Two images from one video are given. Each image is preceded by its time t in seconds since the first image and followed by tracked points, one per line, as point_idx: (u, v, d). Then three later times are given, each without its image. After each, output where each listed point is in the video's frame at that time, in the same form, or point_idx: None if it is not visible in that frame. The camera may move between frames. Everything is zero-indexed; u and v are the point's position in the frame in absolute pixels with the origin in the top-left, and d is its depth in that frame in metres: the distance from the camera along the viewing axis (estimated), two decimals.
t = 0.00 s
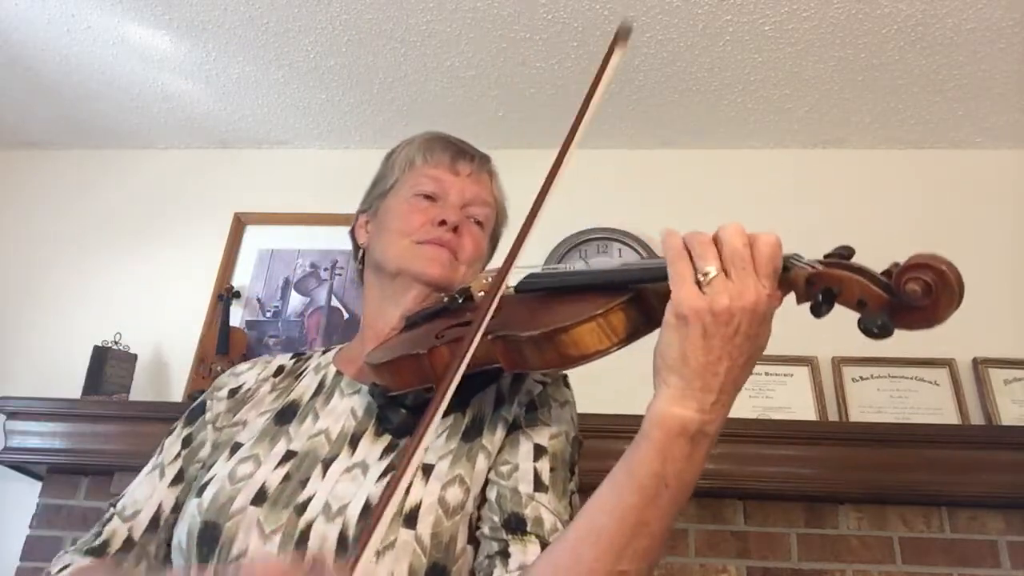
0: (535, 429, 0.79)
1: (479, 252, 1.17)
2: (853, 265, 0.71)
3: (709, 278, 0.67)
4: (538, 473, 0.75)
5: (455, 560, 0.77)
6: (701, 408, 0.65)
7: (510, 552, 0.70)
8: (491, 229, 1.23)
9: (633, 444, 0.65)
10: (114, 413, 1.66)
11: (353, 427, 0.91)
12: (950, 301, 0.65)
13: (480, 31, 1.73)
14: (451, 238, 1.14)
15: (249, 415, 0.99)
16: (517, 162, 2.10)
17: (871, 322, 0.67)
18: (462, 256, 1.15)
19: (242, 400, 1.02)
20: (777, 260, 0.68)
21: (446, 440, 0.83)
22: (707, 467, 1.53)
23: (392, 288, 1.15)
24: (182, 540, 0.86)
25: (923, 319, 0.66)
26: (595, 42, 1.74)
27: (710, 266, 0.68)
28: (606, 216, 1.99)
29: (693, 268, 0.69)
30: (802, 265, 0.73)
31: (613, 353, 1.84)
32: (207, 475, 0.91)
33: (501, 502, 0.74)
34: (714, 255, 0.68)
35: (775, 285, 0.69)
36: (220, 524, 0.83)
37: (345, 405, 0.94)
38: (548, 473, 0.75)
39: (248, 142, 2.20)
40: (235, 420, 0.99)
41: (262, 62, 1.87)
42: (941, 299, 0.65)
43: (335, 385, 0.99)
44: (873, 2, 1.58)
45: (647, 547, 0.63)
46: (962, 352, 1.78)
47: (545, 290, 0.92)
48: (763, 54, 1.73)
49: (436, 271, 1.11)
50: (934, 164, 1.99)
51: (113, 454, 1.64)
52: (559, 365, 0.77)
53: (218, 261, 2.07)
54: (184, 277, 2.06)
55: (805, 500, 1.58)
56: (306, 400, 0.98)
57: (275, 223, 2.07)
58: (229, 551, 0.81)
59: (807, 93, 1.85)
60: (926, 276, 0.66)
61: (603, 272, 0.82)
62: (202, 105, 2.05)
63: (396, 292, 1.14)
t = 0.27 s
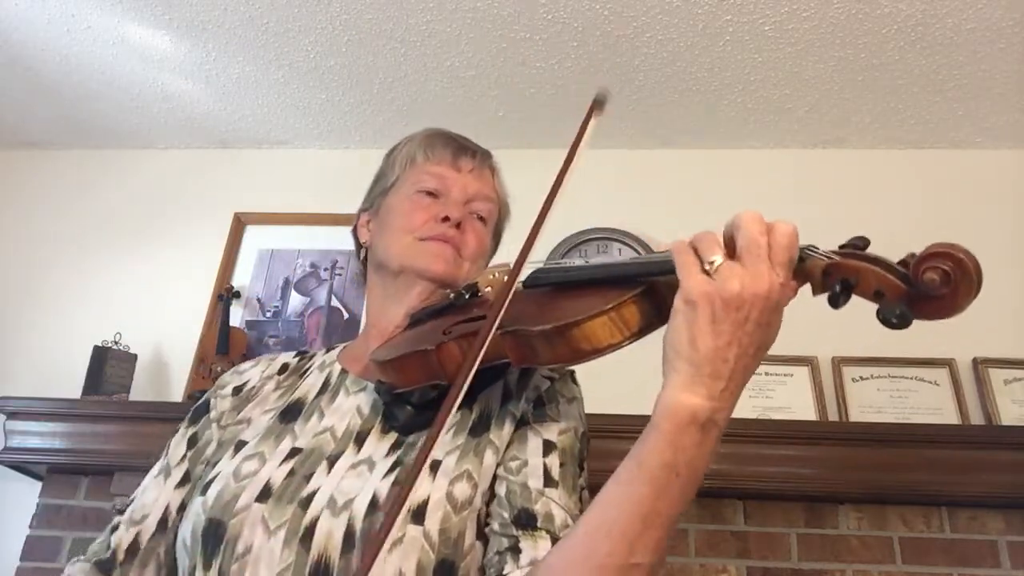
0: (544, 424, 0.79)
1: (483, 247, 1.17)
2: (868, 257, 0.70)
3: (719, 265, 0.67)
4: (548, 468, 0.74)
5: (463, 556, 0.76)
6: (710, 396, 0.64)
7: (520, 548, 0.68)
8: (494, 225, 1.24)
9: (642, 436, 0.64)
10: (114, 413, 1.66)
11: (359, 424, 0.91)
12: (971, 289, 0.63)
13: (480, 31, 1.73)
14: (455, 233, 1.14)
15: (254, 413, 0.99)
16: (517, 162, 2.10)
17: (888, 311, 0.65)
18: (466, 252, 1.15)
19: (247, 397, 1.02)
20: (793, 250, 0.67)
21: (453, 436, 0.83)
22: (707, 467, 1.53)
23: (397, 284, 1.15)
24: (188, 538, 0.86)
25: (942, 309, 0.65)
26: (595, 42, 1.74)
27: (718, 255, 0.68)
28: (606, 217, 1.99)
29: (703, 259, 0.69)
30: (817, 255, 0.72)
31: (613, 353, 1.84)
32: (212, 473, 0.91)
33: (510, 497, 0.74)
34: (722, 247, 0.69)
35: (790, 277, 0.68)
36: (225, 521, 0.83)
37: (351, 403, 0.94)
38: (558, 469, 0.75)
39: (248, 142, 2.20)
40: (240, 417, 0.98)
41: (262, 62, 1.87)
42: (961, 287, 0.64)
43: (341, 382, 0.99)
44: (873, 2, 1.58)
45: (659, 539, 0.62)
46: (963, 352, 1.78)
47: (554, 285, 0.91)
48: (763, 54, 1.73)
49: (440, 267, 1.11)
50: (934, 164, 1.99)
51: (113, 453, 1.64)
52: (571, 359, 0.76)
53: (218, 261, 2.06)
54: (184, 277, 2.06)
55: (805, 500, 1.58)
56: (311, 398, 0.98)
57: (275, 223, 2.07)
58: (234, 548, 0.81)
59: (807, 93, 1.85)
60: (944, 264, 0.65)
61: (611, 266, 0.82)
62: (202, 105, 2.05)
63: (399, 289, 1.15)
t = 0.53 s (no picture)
0: (545, 415, 0.79)
1: (484, 242, 1.16)
2: (864, 226, 0.70)
3: (710, 235, 0.68)
4: (548, 458, 0.74)
5: (467, 552, 0.75)
6: (700, 367, 0.65)
7: (519, 534, 0.69)
8: (496, 220, 1.23)
9: (633, 408, 0.65)
10: (114, 413, 1.66)
11: (360, 421, 0.91)
12: (971, 258, 0.64)
13: (480, 31, 1.73)
14: (456, 227, 1.14)
15: (256, 410, 0.98)
16: (517, 162, 2.10)
17: (889, 283, 0.67)
18: (467, 247, 1.15)
19: (249, 393, 1.02)
20: (784, 221, 0.67)
21: (454, 430, 0.83)
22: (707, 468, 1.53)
23: (399, 279, 1.15)
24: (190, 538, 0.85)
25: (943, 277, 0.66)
26: (595, 42, 1.74)
27: (715, 224, 0.69)
28: (606, 217, 1.99)
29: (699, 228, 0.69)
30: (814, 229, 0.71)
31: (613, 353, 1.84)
32: (214, 471, 0.90)
33: (510, 487, 0.74)
34: (720, 215, 0.69)
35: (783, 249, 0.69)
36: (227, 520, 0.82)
37: (353, 400, 0.94)
38: (558, 457, 0.75)
39: (248, 142, 2.20)
40: (242, 414, 0.98)
41: (262, 62, 1.87)
42: (960, 256, 0.65)
43: (342, 378, 0.99)
44: (873, 2, 1.58)
45: (656, 511, 0.62)
46: (963, 352, 1.78)
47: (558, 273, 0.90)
48: (763, 54, 1.73)
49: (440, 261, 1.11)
50: (934, 164, 1.99)
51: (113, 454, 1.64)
52: (572, 344, 0.77)
53: (218, 261, 2.06)
54: (185, 277, 2.06)
55: (805, 500, 1.58)
56: (313, 395, 0.98)
57: (275, 223, 2.07)
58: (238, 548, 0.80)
59: (807, 93, 1.85)
60: (944, 233, 0.66)
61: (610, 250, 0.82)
62: (202, 105, 2.05)
63: (401, 285, 1.15)
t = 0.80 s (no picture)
0: (547, 417, 0.79)
1: (486, 241, 1.16)
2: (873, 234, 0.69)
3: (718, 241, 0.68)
4: (550, 460, 0.74)
5: (469, 553, 0.75)
6: (705, 373, 0.64)
7: (521, 540, 0.69)
8: (498, 220, 1.23)
9: (637, 415, 0.64)
10: (114, 413, 1.66)
11: (361, 420, 0.92)
12: (981, 266, 0.62)
13: (480, 31, 1.73)
14: (458, 226, 1.13)
15: (256, 408, 0.98)
16: (517, 162, 2.10)
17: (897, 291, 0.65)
18: (469, 246, 1.14)
19: (249, 391, 1.02)
20: (791, 228, 0.66)
21: (457, 431, 0.83)
22: (707, 467, 1.53)
23: (400, 279, 1.15)
24: (189, 537, 0.85)
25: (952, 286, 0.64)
26: (595, 42, 1.74)
27: (723, 229, 0.68)
28: (607, 217, 1.99)
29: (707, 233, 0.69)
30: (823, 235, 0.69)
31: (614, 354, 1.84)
32: (214, 470, 0.90)
33: (512, 489, 0.74)
34: (728, 221, 0.69)
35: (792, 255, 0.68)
36: (227, 520, 0.82)
37: (354, 399, 0.95)
38: (560, 460, 0.74)
39: (248, 142, 2.20)
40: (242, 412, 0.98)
41: (262, 62, 1.87)
42: (969, 263, 0.62)
43: (343, 378, 0.99)
44: (873, 2, 1.58)
45: (659, 519, 0.61)
46: (962, 352, 1.78)
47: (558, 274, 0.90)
48: (763, 54, 1.73)
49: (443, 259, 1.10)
50: (934, 164, 1.99)
51: (113, 453, 1.64)
52: (577, 348, 0.76)
53: (218, 261, 2.06)
54: (185, 277, 2.06)
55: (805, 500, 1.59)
56: (314, 394, 0.98)
57: (275, 223, 2.08)
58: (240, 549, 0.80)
59: (807, 93, 1.85)
60: (955, 241, 0.63)
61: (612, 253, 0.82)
62: (202, 105, 2.05)
63: (402, 284, 1.15)
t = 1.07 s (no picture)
0: (539, 413, 0.79)
1: (474, 235, 1.17)
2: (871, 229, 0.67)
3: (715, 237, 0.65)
4: (545, 457, 0.74)
5: (465, 553, 0.76)
6: (704, 372, 0.63)
7: (519, 538, 0.69)
8: (485, 210, 1.23)
9: (637, 413, 0.63)
10: (115, 413, 1.66)
11: (354, 422, 0.91)
12: (980, 259, 0.60)
13: (480, 31, 1.73)
14: (445, 222, 1.13)
15: (248, 414, 0.98)
16: (517, 162, 2.10)
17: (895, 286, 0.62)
18: (457, 241, 1.15)
19: (240, 398, 1.02)
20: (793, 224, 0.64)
21: (450, 430, 0.82)
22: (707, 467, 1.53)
23: (387, 274, 1.15)
24: (183, 546, 0.85)
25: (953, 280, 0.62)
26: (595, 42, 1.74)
27: (721, 224, 0.65)
28: (606, 217, 1.99)
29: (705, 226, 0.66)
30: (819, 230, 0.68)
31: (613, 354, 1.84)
32: (205, 478, 0.90)
33: (507, 487, 0.74)
34: (727, 213, 0.66)
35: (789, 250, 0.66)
36: (221, 526, 0.82)
37: (346, 401, 0.94)
38: (555, 456, 0.74)
39: (248, 142, 2.20)
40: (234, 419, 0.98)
41: (262, 62, 1.87)
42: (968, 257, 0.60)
43: (334, 379, 0.99)
44: (873, 2, 1.58)
45: (660, 518, 0.62)
46: (962, 353, 1.78)
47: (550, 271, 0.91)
48: (763, 55, 1.73)
49: (431, 257, 1.11)
50: (934, 164, 1.99)
51: (114, 454, 1.64)
52: (573, 348, 0.76)
53: (218, 261, 2.06)
54: (184, 277, 2.06)
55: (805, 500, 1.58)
56: (305, 397, 0.98)
57: (275, 223, 2.07)
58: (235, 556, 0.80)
59: (807, 94, 1.85)
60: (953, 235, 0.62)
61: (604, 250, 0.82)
62: (202, 105, 2.05)
63: (390, 280, 1.15)
